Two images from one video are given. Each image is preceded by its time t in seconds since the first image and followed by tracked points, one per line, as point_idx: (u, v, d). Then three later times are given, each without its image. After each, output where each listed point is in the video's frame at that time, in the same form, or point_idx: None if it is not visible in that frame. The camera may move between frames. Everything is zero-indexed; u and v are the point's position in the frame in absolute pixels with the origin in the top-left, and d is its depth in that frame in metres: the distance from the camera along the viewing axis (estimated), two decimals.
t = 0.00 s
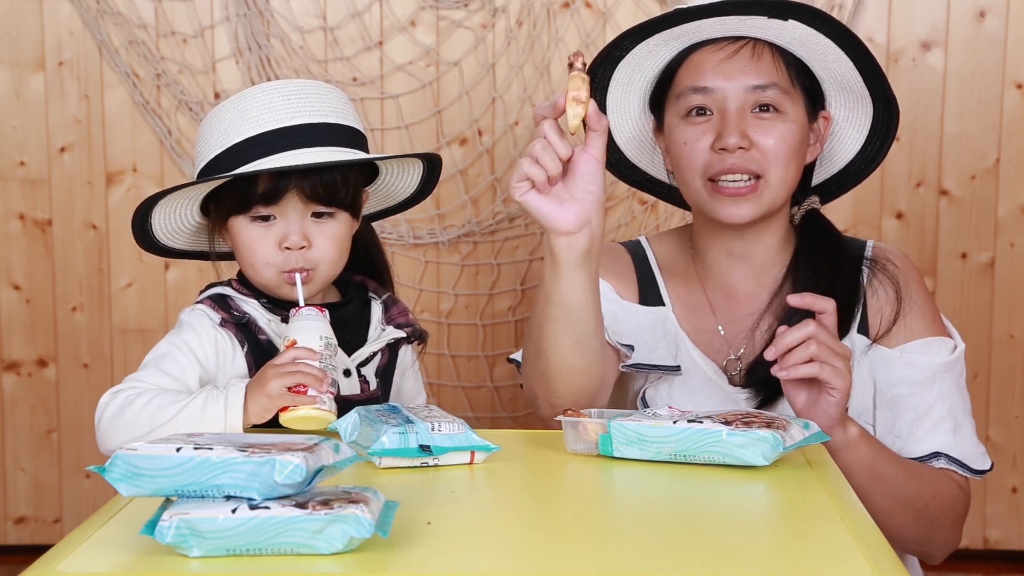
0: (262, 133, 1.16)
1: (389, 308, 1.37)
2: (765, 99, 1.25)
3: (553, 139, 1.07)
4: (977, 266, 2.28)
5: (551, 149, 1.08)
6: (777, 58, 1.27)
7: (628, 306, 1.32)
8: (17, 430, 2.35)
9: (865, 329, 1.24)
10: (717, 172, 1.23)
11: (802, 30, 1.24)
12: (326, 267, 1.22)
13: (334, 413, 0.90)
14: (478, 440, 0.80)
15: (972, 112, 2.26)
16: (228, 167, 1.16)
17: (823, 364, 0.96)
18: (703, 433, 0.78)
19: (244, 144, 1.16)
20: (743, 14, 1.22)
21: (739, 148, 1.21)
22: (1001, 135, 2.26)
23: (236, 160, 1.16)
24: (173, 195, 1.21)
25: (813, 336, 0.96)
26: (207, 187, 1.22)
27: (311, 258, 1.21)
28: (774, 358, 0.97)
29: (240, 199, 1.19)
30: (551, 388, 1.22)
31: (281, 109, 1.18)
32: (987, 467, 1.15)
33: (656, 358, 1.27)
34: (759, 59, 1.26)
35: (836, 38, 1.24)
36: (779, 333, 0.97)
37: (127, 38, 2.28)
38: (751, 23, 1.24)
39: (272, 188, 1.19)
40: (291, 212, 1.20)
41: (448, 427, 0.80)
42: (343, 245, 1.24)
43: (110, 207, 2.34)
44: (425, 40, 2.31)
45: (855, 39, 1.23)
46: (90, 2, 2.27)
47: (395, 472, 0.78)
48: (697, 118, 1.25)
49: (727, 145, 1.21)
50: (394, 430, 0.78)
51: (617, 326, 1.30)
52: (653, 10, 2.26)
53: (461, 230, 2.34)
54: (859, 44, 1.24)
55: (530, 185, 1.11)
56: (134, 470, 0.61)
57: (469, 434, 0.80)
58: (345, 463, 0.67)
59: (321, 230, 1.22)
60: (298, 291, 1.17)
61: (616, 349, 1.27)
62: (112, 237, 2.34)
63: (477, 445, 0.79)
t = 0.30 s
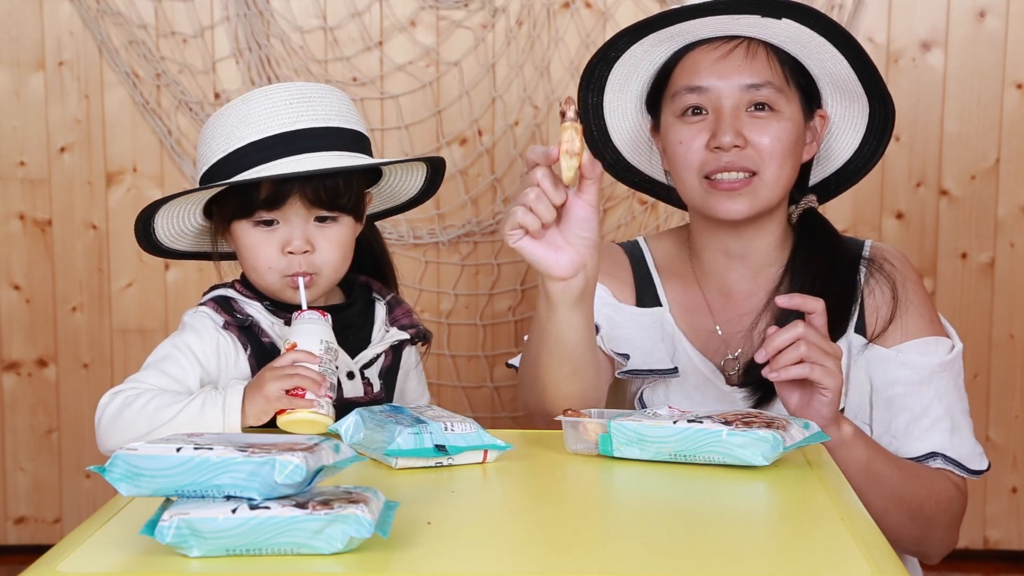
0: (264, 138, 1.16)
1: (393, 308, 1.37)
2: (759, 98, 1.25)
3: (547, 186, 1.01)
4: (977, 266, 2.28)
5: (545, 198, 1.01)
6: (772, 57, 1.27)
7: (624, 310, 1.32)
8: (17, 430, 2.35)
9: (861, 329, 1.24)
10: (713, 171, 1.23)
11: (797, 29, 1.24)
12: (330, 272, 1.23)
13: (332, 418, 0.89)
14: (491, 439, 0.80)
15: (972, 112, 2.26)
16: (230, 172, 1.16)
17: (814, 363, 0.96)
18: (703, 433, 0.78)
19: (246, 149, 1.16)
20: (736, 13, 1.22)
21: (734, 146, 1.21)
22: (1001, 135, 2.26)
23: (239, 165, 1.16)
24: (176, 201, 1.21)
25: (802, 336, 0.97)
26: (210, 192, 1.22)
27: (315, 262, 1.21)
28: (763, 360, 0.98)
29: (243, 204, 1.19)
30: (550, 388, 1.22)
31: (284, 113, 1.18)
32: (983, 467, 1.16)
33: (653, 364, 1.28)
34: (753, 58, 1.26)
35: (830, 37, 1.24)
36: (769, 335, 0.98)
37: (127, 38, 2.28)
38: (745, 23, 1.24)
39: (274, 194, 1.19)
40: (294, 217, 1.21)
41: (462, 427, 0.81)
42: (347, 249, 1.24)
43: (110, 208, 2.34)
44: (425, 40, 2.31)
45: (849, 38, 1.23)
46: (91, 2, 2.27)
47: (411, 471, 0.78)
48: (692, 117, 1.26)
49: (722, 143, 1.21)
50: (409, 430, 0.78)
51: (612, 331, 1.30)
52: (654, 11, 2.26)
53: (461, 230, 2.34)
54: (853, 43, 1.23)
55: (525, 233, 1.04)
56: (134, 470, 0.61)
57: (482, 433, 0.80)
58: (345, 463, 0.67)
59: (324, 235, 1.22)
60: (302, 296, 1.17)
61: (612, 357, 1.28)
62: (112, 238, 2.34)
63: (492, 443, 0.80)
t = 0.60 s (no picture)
0: (267, 142, 1.16)
1: (398, 310, 1.37)
2: (726, 95, 1.25)
3: (544, 204, 0.97)
4: (977, 266, 2.28)
5: (543, 216, 0.97)
6: (739, 52, 1.27)
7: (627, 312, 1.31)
8: (17, 430, 2.35)
9: (867, 336, 1.24)
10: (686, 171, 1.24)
11: (756, 24, 1.23)
12: (332, 276, 1.22)
13: (330, 423, 0.89)
14: (500, 438, 0.80)
15: (972, 112, 2.26)
16: (232, 176, 1.16)
17: (813, 373, 0.97)
18: (703, 433, 0.78)
19: (248, 152, 1.16)
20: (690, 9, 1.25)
21: (700, 144, 1.22)
22: (1001, 135, 2.26)
23: (241, 169, 1.16)
24: (180, 204, 1.21)
25: (801, 345, 0.97)
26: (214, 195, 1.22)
27: (318, 266, 1.21)
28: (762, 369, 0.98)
29: (246, 208, 1.19)
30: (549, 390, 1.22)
31: (287, 117, 1.18)
32: (985, 476, 1.16)
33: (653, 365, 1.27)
34: (718, 54, 1.27)
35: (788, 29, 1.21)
36: (767, 344, 0.98)
37: (127, 38, 2.28)
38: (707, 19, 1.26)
39: (277, 198, 1.19)
40: (296, 221, 1.20)
41: (472, 427, 0.81)
42: (350, 253, 1.24)
43: (110, 208, 2.34)
44: (425, 40, 2.31)
45: (804, 30, 1.19)
46: (90, 2, 2.27)
47: (424, 472, 0.78)
48: (666, 119, 1.27)
49: (688, 142, 1.22)
50: (421, 431, 0.78)
51: (614, 334, 1.29)
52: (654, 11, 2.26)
53: (461, 230, 2.34)
54: (817, 38, 1.20)
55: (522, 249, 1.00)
56: (134, 470, 0.61)
57: (491, 432, 0.81)
58: (345, 463, 0.67)
59: (327, 239, 1.22)
60: (303, 298, 1.17)
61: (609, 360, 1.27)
62: (111, 238, 2.34)
63: (501, 442, 0.80)
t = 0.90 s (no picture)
0: (268, 144, 1.16)
1: (400, 309, 1.37)
2: (744, 96, 1.25)
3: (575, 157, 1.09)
4: (977, 266, 2.28)
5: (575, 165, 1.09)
6: (756, 53, 1.27)
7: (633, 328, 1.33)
8: (17, 430, 2.35)
9: (871, 334, 1.24)
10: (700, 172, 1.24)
11: (775, 24, 1.23)
12: (335, 277, 1.23)
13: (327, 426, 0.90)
14: (506, 437, 0.81)
15: (972, 112, 2.26)
16: (234, 178, 1.16)
17: (818, 364, 0.96)
18: (703, 433, 0.78)
19: (249, 155, 1.16)
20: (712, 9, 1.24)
21: (717, 146, 1.22)
22: (1001, 135, 2.26)
23: (242, 171, 1.16)
24: (182, 206, 1.21)
25: (806, 338, 0.96)
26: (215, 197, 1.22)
27: (320, 267, 1.21)
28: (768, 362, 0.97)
29: (247, 210, 1.19)
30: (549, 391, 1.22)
31: (288, 118, 1.18)
32: (993, 476, 1.15)
33: (660, 376, 1.27)
34: (734, 54, 1.26)
35: (808, 30, 1.21)
36: (773, 337, 0.98)
37: (127, 39, 2.28)
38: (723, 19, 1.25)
39: (278, 200, 1.19)
40: (297, 223, 1.20)
41: (478, 425, 0.82)
42: (353, 254, 1.24)
43: (110, 207, 2.34)
44: (425, 40, 2.31)
45: (824, 30, 1.20)
46: (90, 2, 2.27)
47: (432, 471, 0.78)
48: (679, 117, 1.27)
49: (704, 143, 1.22)
50: (428, 430, 0.79)
51: (623, 353, 1.32)
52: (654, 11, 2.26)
53: (461, 230, 2.34)
54: (835, 39, 1.20)
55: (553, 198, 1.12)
56: (134, 471, 0.61)
57: (496, 432, 0.82)
58: (345, 463, 0.67)
59: (329, 240, 1.22)
60: (306, 299, 1.17)
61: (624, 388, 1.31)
62: (112, 237, 2.34)
63: (506, 442, 0.81)
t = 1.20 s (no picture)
0: (266, 144, 1.16)
1: (402, 311, 1.36)
2: (771, 97, 1.25)
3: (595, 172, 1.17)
4: (977, 266, 2.29)
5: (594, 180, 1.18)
6: (785, 56, 1.27)
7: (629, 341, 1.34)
8: (17, 430, 2.35)
9: (873, 338, 1.25)
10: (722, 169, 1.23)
11: (811, 28, 1.24)
12: (338, 274, 1.23)
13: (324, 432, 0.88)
14: (518, 433, 0.82)
15: (972, 112, 2.26)
16: (233, 179, 1.16)
17: (817, 380, 0.96)
18: (703, 433, 0.78)
19: (248, 156, 1.16)
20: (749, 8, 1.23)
21: (744, 145, 1.21)
22: (1001, 135, 2.26)
23: (241, 172, 1.16)
24: (181, 209, 1.20)
25: (806, 352, 0.96)
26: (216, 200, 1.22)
27: (322, 264, 1.21)
28: (766, 377, 0.97)
29: (247, 211, 1.19)
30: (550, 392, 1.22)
31: (284, 118, 1.18)
32: (995, 479, 1.15)
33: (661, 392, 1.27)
34: (765, 56, 1.26)
35: (844, 36, 1.23)
36: (772, 351, 0.98)
37: (127, 39, 2.28)
38: (760, 19, 1.25)
39: (278, 200, 1.19)
40: (298, 222, 1.20)
41: (491, 423, 0.82)
42: (354, 251, 1.25)
43: (110, 207, 2.34)
44: (425, 40, 2.31)
45: (862, 36, 1.22)
46: (90, 2, 2.27)
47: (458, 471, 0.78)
48: (702, 114, 1.26)
49: (732, 142, 1.21)
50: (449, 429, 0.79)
51: (623, 378, 1.32)
52: (653, 11, 2.26)
53: (461, 230, 2.34)
54: (870, 44, 1.23)
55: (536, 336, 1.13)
56: (134, 471, 0.61)
57: (508, 428, 0.82)
58: (344, 463, 0.67)
59: (331, 238, 1.22)
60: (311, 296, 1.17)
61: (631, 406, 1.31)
62: (112, 238, 2.34)
63: (520, 438, 0.82)
